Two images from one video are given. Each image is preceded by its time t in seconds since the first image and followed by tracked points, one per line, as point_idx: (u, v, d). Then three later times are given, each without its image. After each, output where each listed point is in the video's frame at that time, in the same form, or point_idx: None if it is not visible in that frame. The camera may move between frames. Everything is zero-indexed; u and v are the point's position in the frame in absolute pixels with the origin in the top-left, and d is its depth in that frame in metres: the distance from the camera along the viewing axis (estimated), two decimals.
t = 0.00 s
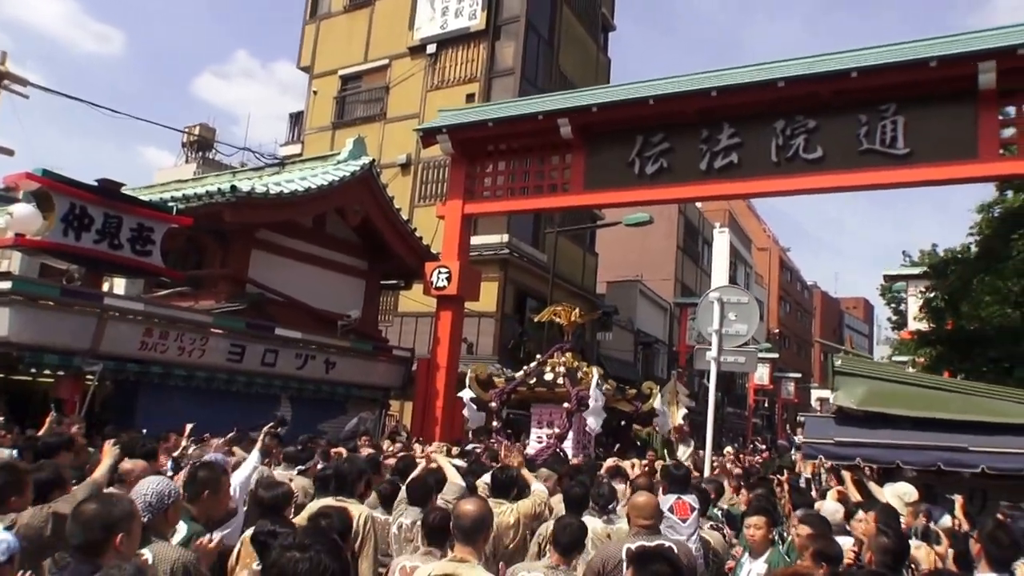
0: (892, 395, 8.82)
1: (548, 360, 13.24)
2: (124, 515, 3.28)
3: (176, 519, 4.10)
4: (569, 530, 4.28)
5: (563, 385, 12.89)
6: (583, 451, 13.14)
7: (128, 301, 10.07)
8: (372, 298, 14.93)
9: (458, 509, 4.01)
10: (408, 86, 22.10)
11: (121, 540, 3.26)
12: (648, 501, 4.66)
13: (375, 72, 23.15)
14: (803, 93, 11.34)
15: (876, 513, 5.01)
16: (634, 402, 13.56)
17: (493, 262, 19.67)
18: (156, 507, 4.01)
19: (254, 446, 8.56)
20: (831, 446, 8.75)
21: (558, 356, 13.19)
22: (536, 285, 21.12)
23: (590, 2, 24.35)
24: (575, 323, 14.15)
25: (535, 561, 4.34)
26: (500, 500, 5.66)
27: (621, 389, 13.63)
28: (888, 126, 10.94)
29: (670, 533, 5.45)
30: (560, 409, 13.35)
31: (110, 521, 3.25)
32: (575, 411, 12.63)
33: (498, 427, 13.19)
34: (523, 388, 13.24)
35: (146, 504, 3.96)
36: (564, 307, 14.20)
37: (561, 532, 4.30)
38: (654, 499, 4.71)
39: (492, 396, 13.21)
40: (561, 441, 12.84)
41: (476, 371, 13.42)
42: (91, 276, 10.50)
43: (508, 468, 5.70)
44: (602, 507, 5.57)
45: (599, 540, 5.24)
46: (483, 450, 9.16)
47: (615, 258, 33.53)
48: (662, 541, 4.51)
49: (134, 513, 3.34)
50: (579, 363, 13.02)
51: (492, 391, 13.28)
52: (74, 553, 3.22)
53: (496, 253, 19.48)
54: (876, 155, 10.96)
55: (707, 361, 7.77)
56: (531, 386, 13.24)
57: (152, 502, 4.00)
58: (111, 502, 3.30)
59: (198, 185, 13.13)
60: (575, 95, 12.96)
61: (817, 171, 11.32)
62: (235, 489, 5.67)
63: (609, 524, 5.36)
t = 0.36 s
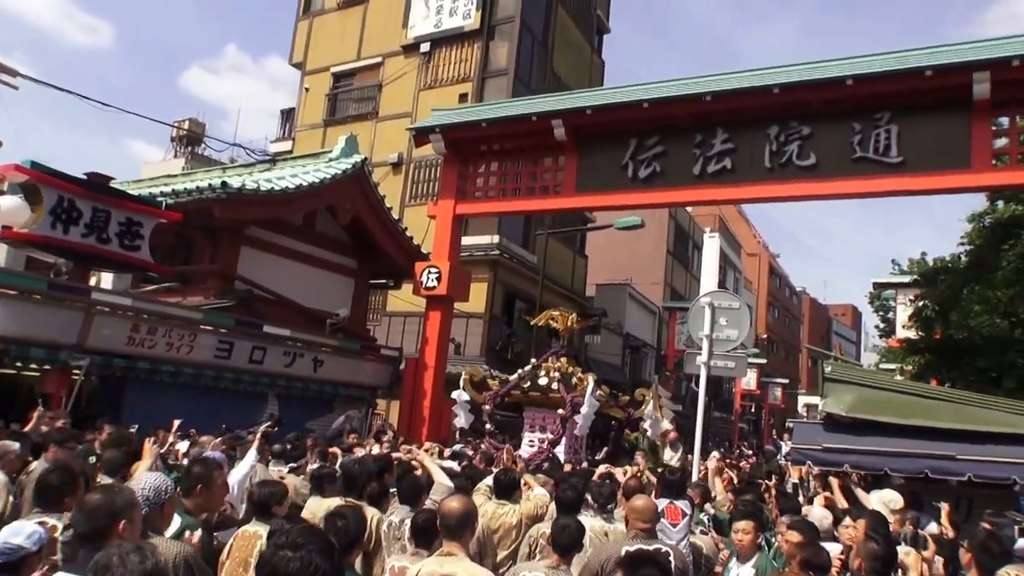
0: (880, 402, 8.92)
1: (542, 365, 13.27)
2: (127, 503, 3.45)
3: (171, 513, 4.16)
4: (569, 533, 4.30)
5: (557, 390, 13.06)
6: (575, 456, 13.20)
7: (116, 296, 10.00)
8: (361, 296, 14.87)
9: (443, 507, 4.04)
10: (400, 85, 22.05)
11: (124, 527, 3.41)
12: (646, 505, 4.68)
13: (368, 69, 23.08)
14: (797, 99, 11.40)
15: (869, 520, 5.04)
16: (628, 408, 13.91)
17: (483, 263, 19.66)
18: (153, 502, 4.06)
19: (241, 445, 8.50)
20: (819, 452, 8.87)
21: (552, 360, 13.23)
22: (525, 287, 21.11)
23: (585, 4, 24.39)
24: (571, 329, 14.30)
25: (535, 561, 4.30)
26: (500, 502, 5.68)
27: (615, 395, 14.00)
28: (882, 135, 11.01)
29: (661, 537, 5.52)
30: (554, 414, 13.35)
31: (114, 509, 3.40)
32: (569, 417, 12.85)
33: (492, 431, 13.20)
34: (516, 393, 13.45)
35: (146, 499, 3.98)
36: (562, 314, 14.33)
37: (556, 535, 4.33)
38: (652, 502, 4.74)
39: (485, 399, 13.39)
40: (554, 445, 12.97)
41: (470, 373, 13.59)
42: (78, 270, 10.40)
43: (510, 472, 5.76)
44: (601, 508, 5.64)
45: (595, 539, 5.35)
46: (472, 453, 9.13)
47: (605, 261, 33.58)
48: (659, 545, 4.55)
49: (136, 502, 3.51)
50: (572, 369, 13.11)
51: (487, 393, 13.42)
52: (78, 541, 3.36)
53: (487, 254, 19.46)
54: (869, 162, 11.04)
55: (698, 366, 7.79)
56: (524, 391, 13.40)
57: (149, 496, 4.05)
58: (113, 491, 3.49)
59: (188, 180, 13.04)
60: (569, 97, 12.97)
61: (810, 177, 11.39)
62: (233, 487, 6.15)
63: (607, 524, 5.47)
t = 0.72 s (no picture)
0: (873, 410, 8.95)
1: (538, 363, 13.30)
2: (163, 501, 3.44)
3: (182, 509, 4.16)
4: (545, 530, 4.26)
5: (553, 389, 13.00)
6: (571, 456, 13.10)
7: (105, 291, 9.89)
8: (353, 295, 14.79)
9: (440, 506, 4.01)
10: (396, 83, 21.98)
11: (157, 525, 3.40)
12: (642, 508, 4.71)
13: (363, 67, 23.00)
14: (794, 105, 11.40)
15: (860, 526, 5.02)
16: (621, 408, 13.85)
17: (477, 263, 19.61)
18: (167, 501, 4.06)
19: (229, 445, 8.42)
20: (811, 458, 8.85)
21: (548, 359, 13.19)
22: (518, 288, 21.07)
23: (582, 5, 24.37)
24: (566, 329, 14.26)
25: (515, 563, 4.32)
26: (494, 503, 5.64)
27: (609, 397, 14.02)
28: (878, 142, 11.03)
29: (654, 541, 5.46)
30: (550, 413, 13.37)
31: (151, 505, 3.39)
32: (566, 417, 12.75)
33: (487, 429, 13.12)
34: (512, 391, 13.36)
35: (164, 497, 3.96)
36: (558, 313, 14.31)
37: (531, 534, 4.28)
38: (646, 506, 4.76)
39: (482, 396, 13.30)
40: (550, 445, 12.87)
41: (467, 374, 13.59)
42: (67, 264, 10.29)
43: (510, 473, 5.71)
44: (576, 512, 5.67)
45: (572, 544, 5.39)
46: (464, 454, 9.08)
47: (598, 264, 33.57)
48: (654, 549, 4.56)
49: (170, 500, 3.50)
50: (568, 367, 13.12)
51: (483, 391, 13.43)
52: (115, 536, 3.33)
53: (480, 254, 19.42)
54: (865, 169, 11.05)
55: (692, 370, 7.76)
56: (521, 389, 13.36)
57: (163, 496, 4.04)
58: (149, 488, 3.47)
59: (180, 176, 12.94)
60: (566, 98, 12.93)
61: (806, 183, 11.39)
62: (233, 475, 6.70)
63: (585, 528, 5.49)
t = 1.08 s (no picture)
0: (865, 411, 9.03)
1: (532, 363, 13.37)
2: (235, 501, 3.55)
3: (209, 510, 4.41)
4: (520, 524, 4.40)
5: (547, 389, 13.13)
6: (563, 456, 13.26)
7: (100, 283, 9.89)
8: (346, 291, 14.80)
9: (459, 505, 4.11)
10: (392, 79, 22.00)
11: (231, 525, 3.49)
12: (635, 505, 4.80)
13: (360, 63, 22.99)
14: (789, 107, 11.50)
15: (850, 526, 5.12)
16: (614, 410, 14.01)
17: (470, 260, 19.67)
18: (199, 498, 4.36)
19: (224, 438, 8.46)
20: (801, 457, 8.98)
21: (542, 359, 13.31)
22: (511, 286, 21.14)
23: (579, 5, 24.44)
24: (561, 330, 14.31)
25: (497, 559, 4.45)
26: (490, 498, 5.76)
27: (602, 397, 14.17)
28: (872, 145, 11.15)
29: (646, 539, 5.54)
30: (543, 412, 13.46)
31: (226, 504, 3.49)
32: (560, 416, 12.97)
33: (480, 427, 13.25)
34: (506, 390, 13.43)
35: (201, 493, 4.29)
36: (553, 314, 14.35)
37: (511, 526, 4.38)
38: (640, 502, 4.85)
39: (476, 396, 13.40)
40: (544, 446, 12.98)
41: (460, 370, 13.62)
42: (63, 255, 10.29)
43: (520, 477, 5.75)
44: (562, 510, 5.74)
45: (559, 542, 5.49)
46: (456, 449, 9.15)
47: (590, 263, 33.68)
48: (647, 545, 4.64)
49: (242, 501, 3.62)
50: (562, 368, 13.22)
51: (477, 391, 13.51)
52: (192, 529, 3.42)
53: (473, 252, 19.47)
54: (859, 172, 11.16)
55: (684, 369, 7.84)
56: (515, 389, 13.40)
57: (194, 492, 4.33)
58: (221, 489, 3.55)
59: (175, 169, 12.93)
60: (561, 97, 12.99)
61: (800, 185, 11.50)
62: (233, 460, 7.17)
63: (571, 526, 5.60)
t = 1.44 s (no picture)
0: (865, 406, 9.28)
1: (535, 356, 13.54)
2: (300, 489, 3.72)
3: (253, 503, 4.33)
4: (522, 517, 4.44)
5: (549, 381, 13.31)
6: (563, 447, 13.47)
7: (110, 272, 10.09)
8: (350, 283, 14.97)
9: (489, 500, 4.20)
10: (397, 74, 22.11)
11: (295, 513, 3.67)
12: (641, 498, 5.03)
13: (365, 58, 23.11)
14: (793, 103, 11.62)
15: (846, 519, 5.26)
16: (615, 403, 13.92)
17: (473, 254, 19.83)
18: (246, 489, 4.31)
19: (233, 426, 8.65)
20: (804, 453, 9.16)
21: (545, 352, 13.49)
22: (513, 279, 21.29)
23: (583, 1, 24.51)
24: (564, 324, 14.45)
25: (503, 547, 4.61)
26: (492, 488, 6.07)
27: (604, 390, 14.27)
28: (877, 142, 11.27)
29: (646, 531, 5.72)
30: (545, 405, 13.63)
31: (292, 493, 3.66)
32: (561, 409, 13.11)
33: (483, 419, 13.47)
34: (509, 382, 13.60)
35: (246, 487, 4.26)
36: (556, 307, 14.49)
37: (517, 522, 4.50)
38: (646, 496, 5.08)
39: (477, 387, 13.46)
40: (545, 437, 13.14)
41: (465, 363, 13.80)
42: (74, 245, 10.46)
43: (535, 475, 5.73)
44: (564, 501, 5.97)
45: (561, 533, 5.69)
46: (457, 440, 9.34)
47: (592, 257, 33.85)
48: (652, 537, 4.83)
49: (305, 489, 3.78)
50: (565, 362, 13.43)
51: (480, 382, 13.64)
52: (259, 516, 3.59)
53: (476, 245, 19.63)
54: (863, 168, 11.29)
55: (686, 363, 8.01)
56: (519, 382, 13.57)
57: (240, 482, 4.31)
58: (286, 480, 3.71)
59: (183, 161, 13.08)
60: (566, 93, 13.12)
61: (804, 181, 11.64)
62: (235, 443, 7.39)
63: (571, 518, 5.80)
